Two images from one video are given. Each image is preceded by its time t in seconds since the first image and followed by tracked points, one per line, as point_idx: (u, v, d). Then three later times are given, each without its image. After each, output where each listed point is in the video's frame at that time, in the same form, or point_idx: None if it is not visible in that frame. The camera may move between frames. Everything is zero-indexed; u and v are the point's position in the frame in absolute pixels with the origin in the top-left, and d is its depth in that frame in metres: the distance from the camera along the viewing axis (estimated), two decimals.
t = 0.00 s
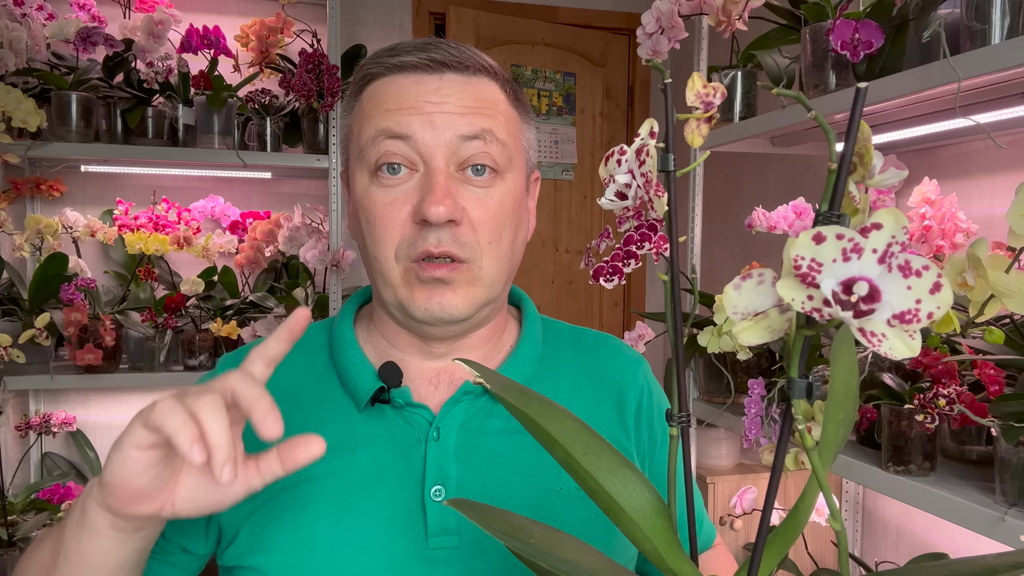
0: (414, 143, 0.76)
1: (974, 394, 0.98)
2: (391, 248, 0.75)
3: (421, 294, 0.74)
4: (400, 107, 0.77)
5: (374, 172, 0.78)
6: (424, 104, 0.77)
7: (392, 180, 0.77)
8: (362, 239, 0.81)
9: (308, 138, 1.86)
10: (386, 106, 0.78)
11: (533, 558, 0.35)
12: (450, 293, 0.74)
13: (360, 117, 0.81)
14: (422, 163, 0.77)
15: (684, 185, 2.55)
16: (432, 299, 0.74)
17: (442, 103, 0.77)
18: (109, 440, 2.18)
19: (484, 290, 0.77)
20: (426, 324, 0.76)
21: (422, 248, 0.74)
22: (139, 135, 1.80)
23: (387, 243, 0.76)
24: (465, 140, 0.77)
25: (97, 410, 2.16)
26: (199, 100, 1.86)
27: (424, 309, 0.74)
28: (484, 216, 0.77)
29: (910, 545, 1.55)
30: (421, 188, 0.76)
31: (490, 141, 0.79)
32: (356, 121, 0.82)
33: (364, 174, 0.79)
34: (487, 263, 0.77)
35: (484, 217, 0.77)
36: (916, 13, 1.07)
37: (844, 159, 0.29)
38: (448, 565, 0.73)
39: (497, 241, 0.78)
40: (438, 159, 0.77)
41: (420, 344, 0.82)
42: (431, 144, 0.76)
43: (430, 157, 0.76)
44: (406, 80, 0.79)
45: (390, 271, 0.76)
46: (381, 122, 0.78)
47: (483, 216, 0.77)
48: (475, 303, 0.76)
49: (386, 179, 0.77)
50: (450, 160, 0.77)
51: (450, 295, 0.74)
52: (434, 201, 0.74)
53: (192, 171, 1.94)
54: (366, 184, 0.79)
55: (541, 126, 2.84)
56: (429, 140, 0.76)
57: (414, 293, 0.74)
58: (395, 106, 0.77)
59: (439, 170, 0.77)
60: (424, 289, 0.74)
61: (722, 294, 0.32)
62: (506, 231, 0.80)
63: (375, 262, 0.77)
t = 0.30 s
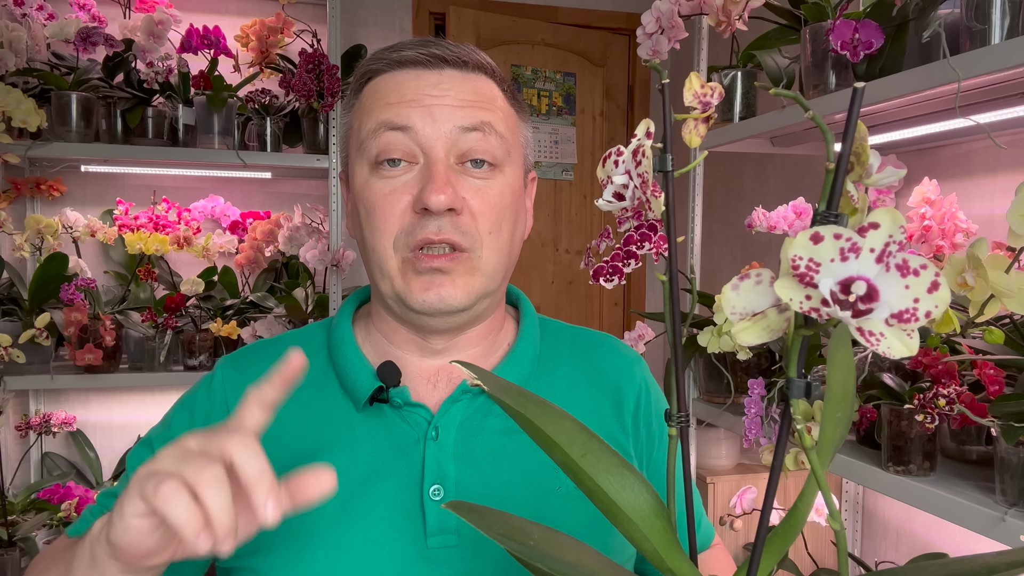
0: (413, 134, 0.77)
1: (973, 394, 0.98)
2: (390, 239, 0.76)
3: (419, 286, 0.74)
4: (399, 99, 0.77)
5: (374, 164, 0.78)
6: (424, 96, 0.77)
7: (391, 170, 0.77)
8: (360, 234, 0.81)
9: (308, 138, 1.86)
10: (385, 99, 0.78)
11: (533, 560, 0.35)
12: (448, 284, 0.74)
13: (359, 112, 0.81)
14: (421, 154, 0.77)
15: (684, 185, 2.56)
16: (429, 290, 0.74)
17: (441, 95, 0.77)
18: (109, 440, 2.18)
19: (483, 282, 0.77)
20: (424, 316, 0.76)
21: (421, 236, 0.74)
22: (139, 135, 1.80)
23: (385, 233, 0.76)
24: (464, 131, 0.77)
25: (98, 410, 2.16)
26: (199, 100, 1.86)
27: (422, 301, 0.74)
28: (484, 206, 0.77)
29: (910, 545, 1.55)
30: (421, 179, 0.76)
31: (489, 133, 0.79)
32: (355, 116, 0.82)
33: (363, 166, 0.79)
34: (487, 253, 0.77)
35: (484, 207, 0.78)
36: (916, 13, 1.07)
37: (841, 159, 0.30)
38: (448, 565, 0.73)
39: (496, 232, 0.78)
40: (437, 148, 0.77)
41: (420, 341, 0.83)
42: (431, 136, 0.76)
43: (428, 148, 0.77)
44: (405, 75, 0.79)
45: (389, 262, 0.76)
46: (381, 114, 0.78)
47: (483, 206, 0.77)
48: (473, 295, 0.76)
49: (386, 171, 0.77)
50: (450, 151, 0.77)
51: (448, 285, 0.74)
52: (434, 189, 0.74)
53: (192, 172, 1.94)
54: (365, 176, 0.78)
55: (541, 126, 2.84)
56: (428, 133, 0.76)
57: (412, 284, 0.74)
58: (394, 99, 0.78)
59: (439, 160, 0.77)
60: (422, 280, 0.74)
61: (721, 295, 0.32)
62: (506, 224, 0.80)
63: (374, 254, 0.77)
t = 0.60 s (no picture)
0: (415, 136, 0.76)
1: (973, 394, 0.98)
2: (392, 242, 0.76)
3: (422, 288, 0.74)
4: (400, 101, 0.77)
5: (375, 167, 0.78)
6: (425, 98, 0.77)
7: (393, 173, 0.77)
8: (362, 236, 0.81)
9: (308, 138, 1.86)
10: (386, 101, 0.78)
11: (532, 559, 0.35)
12: (451, 287, 0.74)
13: (359, 114, 0.81)
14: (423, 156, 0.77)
15: (684, 185, 2.56)
16: (433, 293, 0.74)
17: (442, 97, 0.77)
18: (109, 440, 2.18)
19: (486, 283, 0.77)
20: (427, 319, 0.76)
21: (424, 239, 0.74)
22: (139, 135, 1.80)
23: (388, 236, 0.76)
24: (466, 133, 0.77)
25: (98, 410, 2.16)
26: (199, 100, 1.86)
27: (426, 304, 0.74)
28: (486, 208, 0.78)
29: (910, 545, 1.55)
30: (423, 181, 0.76)
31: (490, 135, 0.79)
32: (355, 118, 0.82)
33: (364, 170, 0.79)
34: (489, 255, 0.77)
35: (487, 209, 0.78)
36: (916, 13, 1.07)
37: (841, 158, 0.29)
38: (448, 566, 0.73)
39: (497, 234, 0.78)
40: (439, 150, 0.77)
41: (422, 340, 0.82)
42: (432, 137, 0.76)
43: (430, 150, 0.76)
44: (405, 76, 0.79)
45: (391, 264, 0.76)
46: (382, 116, 0.78)
47: (485, 208, 0.77)
48: (476, 297, 0.76)
49: (388, 173, 0.77)
50: (451, 153, 0.77)
51: (451, 287, 0.74)
52: (437, 192, 0.74)
53: (192, 172, 1.94)
54: (366, 178, 0.78)
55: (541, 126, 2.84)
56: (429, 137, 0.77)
57: (415, 286, 0.74)
58: (395, 101, 0.78)
59: (441, 163, 0.77)
60: (424, 282, 0.74)
61: (721, 294, 0.33)
62: (507, 226, 0.80)
63: (376, 257, 0.77)
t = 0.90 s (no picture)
0: (419, 143, 0.76)
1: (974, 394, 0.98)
2: (397, 247, 0.76)
3: (427, 294, 0.74)
4: (404, 106, 0.77)
5: (379, 172, 0.78)
6: (429, 104, 0.77)
7: (397, 179, 0.77)
8: (365, 239, 0.81)
9: (308, 138, 1.86)
10: (388, 106, 0.78)
11: (530, 558, 0.35)
12: (456, 291, 0.74)
13: (362, 118, 0.81)
14: (428, 162, 0.77)
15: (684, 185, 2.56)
16: (438, 298, 0.74)
17: (446, 102, 0.77)
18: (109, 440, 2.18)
19: (489, 288, 0.77)
20: (432, 323, 0.76)
21: (428, 246, 0.74)
22: (139, 135, 1.80)
23: (393, 241, 0.76)
24: (470, 140, 0.77)
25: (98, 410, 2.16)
26: (199, 100, 1.86)
27: (431, 309, 0.74)
28: (490, 214, 0.78)
29: (910, 545, 1.55)
30: (427, 188, 0.76)
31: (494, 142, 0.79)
32: (357, 119, 0.82)
33: (368, 176, 0.79)
34: (492, 260, 0.77)
35: (491, 216, 0.78)
36: (916, 13, 1.07)
37: (840, 159, 0.29)
38: (448, 566, 0.73)
39: (501, 239, 0.78)
40: (444, 157, 0.77)
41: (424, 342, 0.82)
42: (436, 143, 0.76)
43: (433, 156, 0.76)
44: (409, 79, 0.79)
45: (396, 269, 0.76)
46: (385, 122, 0.78)
47: (489, 215, 0.77)
48: (480, 300, 0.76)
49: (391, 179, 0.77)
50: (455, 159, 0.77)
51: (456, 292, 0.74)
52: (442, 201, 0.73)
53: (192, 171, 1.94)
54: (370, 184, 0.78)
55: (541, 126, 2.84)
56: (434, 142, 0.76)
57: (420, 292, 0.74)
58: (399, 106, 0.77)
59: (446, 169, 0.77)
60: (430, 287, 0.74)
61: (718, 295, 0.33)
62: (510, 231, 0.80)
63: (380, 261, 0.77)
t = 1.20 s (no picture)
0: (429, 171, 0.74)
1: (973, 394, 0.98)
2: (400, 269, 0.75)
3: (430, 317, 0.74)
4: (410, 128, 0.74)
5: (385, 192, 0.76)
6: (439, 130, 0.73)
7: (404, 202, 0.75)
8: (367, 250, 0.80)
9: (308, 138, 1.86)
10: (394, 128, 0.75)
11: (528, 559, 0.35)
12: (458, 316, 0.75)
13: (366, 134, 0.78)
14: (435, 189, 0.75)
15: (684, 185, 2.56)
16: (441, 322, 0.74)
17: (456, 128, 0.74)
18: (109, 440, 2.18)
19: (492, 308, 0.77)
20: (434, 343, 0.77)
21: (434, 275, 0.74)
22: (139, 135, 1.80)
23: (397, 263, 0.75)
24: (480, 168, 0.75)
25: (98, 410, 2.16)
26: (199, 100, 1.86)
27: (432, 332, 0.75)
28: (496, 240, 0.77)
29: (910, 545, 1.55)
30: (435, 217, 0.74)
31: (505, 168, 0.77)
32: (360, 131, 0.79)
33: (373, 196, 0.77)
34: (496, 285, 0.77)
35: (497, 242, 0.77)
36: (915, 13, 1.07)
37: (838, 159, 0.30)
38: (447, 561, 0.73)
39: (504, 259, 0.78)
40: (451, 188, 0.74)
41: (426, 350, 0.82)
42: (446, 171, 0.74)
43: (442, 185, 0.74)
44: (417, 99, 0.75)
45: (399, 289, 0.75)
46: (393, 145, 0.75)
47: (495, 241, 0.77)
48: (482, 321, 0.77)
49: (397, 202, 0.75)
50: (463, 187, 0.75)
51: (458, 317, 0.75)
52: (449, 232, 0.72)
53: (192, 172, 1.94)
54: (375, 205, 0.77)
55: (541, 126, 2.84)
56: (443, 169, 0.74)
57: (424, 317, 0.74)
58: (407, 130, 0.74)
59: (454, 199, 0.74)
60: (433, 313, 0.74)
61: (717, 294, 0.33)
62: (513, 253, 0.79)
63: (383, 279, 0.76)
